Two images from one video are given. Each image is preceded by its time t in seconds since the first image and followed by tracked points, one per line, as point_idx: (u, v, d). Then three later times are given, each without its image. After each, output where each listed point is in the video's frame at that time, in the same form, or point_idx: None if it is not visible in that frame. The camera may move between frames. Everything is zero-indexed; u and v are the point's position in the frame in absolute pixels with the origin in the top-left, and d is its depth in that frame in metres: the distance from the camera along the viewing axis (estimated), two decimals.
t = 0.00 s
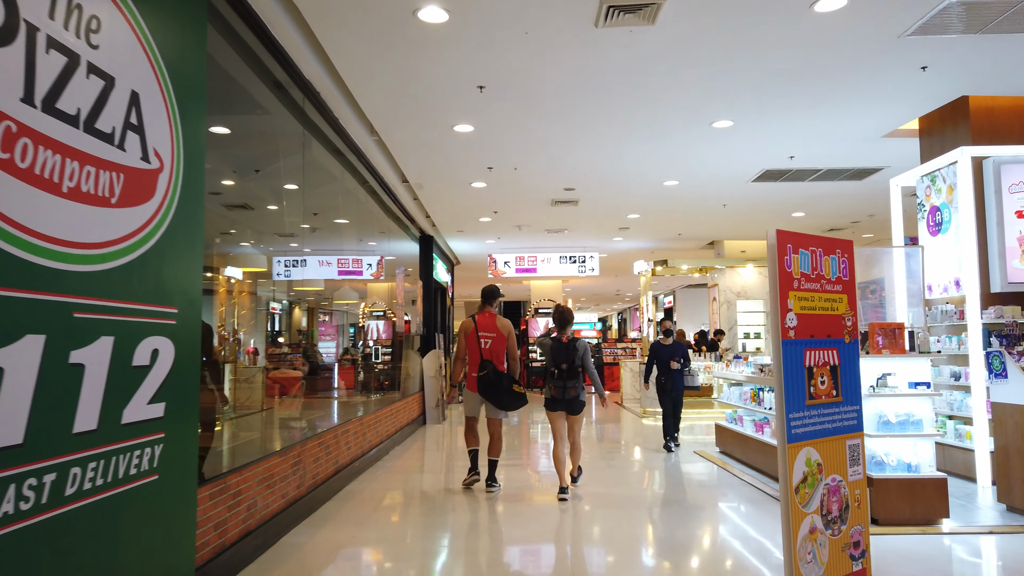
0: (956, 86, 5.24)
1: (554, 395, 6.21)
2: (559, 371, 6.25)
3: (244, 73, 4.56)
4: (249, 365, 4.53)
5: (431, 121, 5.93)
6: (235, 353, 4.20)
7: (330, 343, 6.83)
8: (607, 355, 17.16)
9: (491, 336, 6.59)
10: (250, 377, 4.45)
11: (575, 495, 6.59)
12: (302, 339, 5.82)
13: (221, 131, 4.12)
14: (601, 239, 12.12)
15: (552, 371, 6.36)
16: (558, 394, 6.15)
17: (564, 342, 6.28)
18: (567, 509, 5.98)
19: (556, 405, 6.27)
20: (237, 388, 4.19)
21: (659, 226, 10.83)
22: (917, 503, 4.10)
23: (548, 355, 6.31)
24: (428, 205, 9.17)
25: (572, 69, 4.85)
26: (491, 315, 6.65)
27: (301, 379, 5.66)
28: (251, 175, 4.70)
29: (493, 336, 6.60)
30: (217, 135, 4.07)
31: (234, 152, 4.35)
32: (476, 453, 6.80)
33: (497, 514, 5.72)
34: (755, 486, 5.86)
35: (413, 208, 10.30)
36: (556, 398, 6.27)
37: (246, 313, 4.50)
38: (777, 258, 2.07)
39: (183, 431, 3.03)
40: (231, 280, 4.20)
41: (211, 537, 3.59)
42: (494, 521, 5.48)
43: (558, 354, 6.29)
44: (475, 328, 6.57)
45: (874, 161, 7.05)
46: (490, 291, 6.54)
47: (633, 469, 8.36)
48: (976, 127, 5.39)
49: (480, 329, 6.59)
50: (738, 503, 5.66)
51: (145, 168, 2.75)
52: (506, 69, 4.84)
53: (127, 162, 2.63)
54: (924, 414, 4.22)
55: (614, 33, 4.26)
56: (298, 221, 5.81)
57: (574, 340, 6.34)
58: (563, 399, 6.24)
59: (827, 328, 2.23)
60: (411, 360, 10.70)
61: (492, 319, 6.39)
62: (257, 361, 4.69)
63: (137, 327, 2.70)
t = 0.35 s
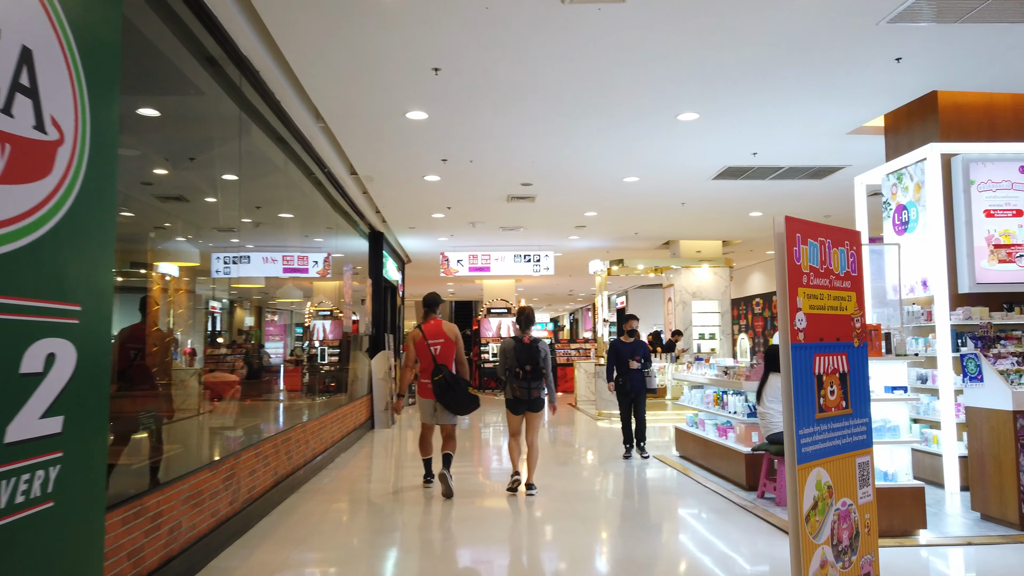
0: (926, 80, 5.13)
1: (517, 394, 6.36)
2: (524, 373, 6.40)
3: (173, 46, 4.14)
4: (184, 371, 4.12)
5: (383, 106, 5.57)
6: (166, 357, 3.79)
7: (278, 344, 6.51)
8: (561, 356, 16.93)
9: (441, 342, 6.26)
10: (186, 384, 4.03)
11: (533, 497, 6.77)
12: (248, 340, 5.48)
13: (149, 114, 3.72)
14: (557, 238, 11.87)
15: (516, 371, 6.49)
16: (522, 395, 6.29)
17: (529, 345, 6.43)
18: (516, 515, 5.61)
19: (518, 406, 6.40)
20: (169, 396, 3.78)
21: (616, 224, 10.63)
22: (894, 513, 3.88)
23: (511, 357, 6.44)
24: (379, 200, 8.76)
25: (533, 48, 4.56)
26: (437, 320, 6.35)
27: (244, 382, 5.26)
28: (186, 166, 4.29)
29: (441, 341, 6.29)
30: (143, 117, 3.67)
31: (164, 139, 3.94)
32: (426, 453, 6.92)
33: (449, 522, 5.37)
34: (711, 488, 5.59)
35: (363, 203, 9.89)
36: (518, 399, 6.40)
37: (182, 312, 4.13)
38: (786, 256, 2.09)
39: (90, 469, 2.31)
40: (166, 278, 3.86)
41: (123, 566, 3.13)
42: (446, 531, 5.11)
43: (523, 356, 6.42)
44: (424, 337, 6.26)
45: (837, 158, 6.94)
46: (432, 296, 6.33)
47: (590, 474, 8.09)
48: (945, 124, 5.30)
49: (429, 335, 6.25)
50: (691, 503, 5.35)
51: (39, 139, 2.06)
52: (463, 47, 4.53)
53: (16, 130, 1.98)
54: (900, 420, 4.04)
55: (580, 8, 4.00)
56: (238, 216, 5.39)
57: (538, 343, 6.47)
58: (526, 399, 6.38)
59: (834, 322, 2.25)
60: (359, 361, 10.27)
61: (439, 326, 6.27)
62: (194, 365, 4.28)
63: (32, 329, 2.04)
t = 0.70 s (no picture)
0: (907, 67, 4.93)
1: (476, 400, 6.28)
2: (481, 378, 6.30)
3: (98, 11, 3.68)
4: (115, 376, 3.68)
5: (336, 86, 5.15)
6: (95, 359, 3.40)
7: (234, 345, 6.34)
8: (521, 356, 16.60)
9: (393, 341, 5.86)
10: (128, 384, 3.74)
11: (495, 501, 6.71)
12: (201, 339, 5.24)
13: (71, 89, 3.30)
14: (518, 235, 11.54)
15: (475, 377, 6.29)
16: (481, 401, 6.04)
17: (485, 348, 6.29)
18: (478, 523, 5.22)
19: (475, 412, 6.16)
20: (100, 408, 3.41)
21: (579, 221, 10.35)
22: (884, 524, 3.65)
23: (468, 362, 6.32)
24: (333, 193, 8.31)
25: (499, 22, 4.21)
26: (392, 317, 5.97)
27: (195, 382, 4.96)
28: (118, 150, 3.84)
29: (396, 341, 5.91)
30: (65, 92, 3.24)
31: (92, 119, 3.51)
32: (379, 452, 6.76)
33: (407, 533, 4.98)
34: (682, 493, 5.28)
35: (316, 196, 9.40)
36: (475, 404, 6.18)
37: (123, 312, 3.78)
38: (823, 236, 2.05)
39: None
40: (103, 275, 3.49)
41: None
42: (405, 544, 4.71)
43: (480, 361, 6.29)
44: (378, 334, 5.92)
45: (809, 152, 6.74)
46: (392, 292, 5.98)
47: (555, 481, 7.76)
48: (925, 115, 5.12)
49: (382, 334, 5.87)
50: (659, 509, 5.04)
51: None
52: (423, 19, 4.15)
53: None
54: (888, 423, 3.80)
55: None
56: (180, 207, 4.94)
57: (496, 346, 6.32)
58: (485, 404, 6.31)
59: (867, 300, 2.25)
60: (312, 362, 9.76)
61: (393, 322, 5.85)
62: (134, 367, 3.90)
63: None
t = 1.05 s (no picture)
0: (905, 52, 4.69)
1: (446, 395, 6.40)
2: (450, 373, 6.42)
3: None
4: (58, 381, 3.34)
5: (298, 64, 4.77)
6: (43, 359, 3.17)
7: (199, 343, 6.36)
8: (493, 356, 16.28)
9: (369, 340, 6.45)
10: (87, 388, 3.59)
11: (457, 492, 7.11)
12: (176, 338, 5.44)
13: None
14: (492, 231, 11.21)
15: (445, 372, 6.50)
16: (449, 396, 6.34)
17: (456, 345, 6.44)
18: (447, 533, 4.81)
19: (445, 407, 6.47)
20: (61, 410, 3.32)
21: (555, 217, 10.05)
22: (893, 536, 3.39)
23: (438, 357, 6.45)
24: (298, 184, 7.87)
25: None
26: (370, 317, 6.54)
27: (157, 381, 4.82)
28: (59, 133, 3.46)
29: (370, 338, 6.48)
30: None
31: (26, 95, 3.12)
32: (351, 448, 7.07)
33: (375, 543, 4.62)
34: (668, 501, 4.97)
35: (278, 187, 8.93)
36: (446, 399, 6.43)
37: (75, 309, 3.58)
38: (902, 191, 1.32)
39: None
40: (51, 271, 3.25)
41: None
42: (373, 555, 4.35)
43: (451, 356, 6.43)
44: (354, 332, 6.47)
45: (796, 143, 6.50)
46: (371, 294, 6.64)
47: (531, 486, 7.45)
48: (921, 103, 4.89)
49: (357, 331, 6.48)
50: (639, 517, 4.75)
51: None
52: None
53: None
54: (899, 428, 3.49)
55: None
56: (126, 195, 4.50)
57: (465, 344, 6.49)
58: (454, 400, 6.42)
59: (950, 282, 1.51)
60: (274, 362, 9.27)
61: (368, 321, 6.45)
62: (87, 367, 3.69)
63: None
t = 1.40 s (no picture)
0: (910, 35, 4.44)
1: (423, 396, 6.18)
2: (428, 372, 6.22)
3: None
4: None
5: (261, 41, 4.36)
6: None
7: (166, 344, 6.20)
8: (469, 357, 15.91)
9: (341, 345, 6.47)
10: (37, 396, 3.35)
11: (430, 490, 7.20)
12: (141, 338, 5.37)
13: None
14: (469, 228, 10.84)
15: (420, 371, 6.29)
16: (428, 395, 6.14)
17: (433, 344, 6.26)
18: (420, 548, 4.44)
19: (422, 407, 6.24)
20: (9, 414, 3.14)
21: (534, 213, 9.75)
22: (912, 558, 3.09)
23: (415, 358, 6.24)
24: (265, 176, 7.46)
25: None
26: (341, 323, 6.49)
27: (112, 386, 4.48)
28: None
29: (343, 344, 6.46)
30: None
31: None
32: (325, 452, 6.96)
33: (344, 559, 4.25)
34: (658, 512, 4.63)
35: (244, 179, 8.48)
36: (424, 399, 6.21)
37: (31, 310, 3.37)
38: None
39: None
40: None
41: None
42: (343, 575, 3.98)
43: (428, 356, 6.25)
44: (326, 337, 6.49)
45: (788, 136, 6.23)
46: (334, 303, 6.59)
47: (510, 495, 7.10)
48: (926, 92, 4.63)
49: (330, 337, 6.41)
50: (625, 528, 4.41)
51: None
52: None
53: None
54: (915, 439, 3.23)
55: None
56: (82, 187, 4.17)
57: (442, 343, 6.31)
58: (430, 400, 6.21)
59: None
60: (240, 365, 8.78)
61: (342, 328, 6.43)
62: (46, 370, 3.54)
63: None
